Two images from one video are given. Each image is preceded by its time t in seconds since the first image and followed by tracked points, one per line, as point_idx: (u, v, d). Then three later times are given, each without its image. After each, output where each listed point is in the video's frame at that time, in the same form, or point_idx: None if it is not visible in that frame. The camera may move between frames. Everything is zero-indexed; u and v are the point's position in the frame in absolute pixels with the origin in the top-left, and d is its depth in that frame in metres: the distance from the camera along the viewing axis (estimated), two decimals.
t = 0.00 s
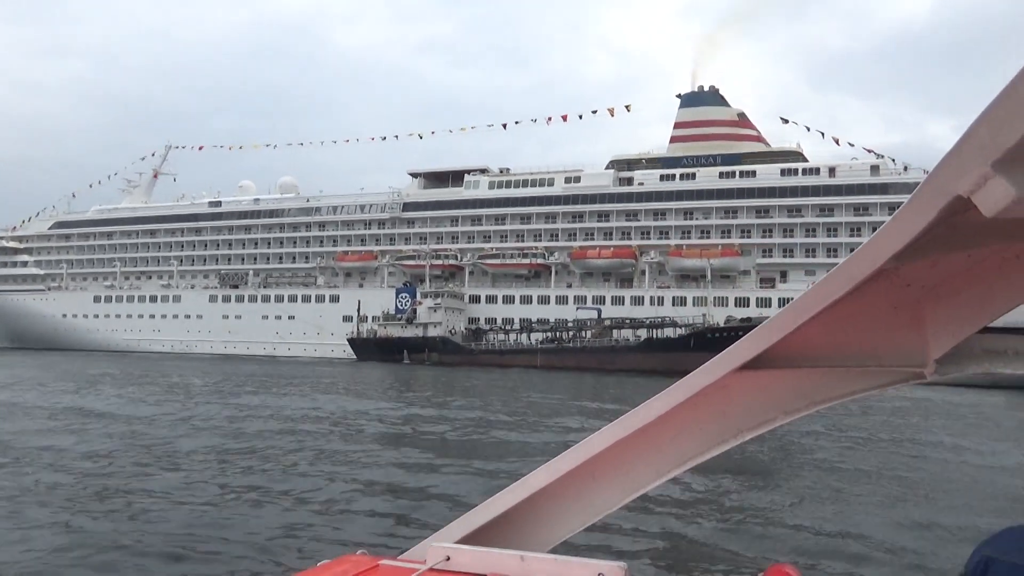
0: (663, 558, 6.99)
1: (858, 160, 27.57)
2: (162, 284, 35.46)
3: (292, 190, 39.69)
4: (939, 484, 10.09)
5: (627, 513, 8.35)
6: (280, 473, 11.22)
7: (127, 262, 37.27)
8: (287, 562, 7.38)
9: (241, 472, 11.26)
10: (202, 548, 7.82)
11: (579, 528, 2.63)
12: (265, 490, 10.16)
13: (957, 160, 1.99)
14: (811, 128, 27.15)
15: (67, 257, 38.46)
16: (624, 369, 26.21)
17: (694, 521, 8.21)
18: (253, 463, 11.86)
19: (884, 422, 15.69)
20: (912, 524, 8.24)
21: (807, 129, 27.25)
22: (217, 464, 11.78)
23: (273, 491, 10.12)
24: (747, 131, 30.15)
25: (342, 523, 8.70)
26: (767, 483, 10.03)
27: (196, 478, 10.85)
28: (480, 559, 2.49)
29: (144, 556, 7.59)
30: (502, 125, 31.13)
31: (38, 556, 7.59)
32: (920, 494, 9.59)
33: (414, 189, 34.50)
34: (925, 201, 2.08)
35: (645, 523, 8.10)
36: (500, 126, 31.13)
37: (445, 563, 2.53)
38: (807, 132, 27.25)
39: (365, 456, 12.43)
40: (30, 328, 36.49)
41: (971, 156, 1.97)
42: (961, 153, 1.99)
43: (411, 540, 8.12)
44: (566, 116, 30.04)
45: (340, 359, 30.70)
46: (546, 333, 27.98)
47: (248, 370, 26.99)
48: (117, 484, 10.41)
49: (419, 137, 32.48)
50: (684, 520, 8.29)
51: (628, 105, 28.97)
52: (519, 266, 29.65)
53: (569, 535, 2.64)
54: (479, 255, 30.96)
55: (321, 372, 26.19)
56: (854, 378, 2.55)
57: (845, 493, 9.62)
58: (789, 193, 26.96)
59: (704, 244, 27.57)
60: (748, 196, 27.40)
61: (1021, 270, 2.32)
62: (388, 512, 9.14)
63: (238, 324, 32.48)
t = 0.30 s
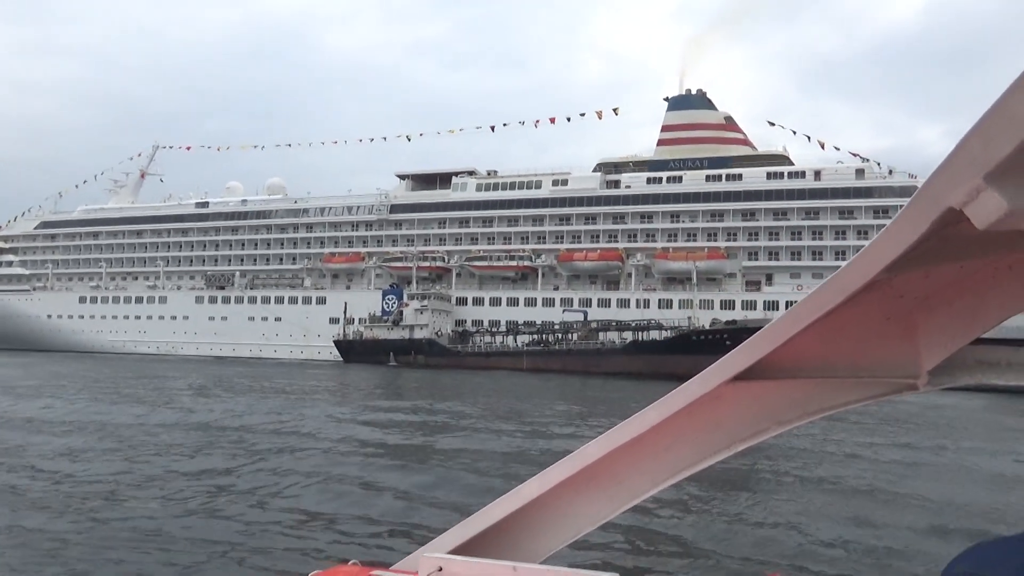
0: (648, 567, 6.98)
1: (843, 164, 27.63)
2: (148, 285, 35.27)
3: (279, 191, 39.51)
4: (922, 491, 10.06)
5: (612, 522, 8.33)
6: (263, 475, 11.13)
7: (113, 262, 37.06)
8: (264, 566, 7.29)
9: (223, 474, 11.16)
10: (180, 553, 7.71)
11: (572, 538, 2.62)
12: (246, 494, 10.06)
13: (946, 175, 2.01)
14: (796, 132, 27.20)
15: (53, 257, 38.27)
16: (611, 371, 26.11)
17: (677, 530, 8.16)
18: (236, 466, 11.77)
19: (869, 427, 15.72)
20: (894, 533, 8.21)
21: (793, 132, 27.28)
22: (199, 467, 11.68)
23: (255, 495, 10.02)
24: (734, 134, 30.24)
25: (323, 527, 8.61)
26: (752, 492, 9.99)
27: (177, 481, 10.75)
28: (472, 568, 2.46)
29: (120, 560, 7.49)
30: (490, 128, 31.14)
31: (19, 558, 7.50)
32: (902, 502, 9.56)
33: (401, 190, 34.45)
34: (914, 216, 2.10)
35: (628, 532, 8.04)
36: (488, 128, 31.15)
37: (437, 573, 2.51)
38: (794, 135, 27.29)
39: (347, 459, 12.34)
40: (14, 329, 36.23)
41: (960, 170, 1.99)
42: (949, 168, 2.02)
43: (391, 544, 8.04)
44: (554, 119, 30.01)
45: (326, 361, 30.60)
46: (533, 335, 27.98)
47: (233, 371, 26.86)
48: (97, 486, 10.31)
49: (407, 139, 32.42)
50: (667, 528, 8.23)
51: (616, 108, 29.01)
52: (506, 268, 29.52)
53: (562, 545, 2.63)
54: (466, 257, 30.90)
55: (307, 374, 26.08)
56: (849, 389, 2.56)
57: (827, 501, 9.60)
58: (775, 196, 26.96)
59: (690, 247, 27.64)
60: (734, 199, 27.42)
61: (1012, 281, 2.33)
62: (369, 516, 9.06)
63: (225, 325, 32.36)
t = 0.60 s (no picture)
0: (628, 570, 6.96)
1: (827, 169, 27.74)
2: (133, 288, 35.13)
3: (266, 195, 39.44)
4: (901, 496, 10.08)
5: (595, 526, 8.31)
6: (244, 479, 11.07)
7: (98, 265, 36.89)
8: (243, 570, 7.24)
9: (203, 477, 11.10)
10: (155, 556, 7.66)
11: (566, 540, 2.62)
12: (225, 497, 10.00)
13: (938, 181, 2.03)
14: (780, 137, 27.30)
15: (37, 259, 38.08)
16: (597, 374, 26.27)
17: (656, 533, 8.15)
18: (217, 469, 11.71)
19: (852, 431, 15.75)
20: (873, 537, 8.22)
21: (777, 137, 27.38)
22: (180, 470, 11.62)
23: (234, 498, 9.97)
24: (719, 139, 30.35)
25: (302, 530, 8.57)
26: (733, 496, 9.99)
27: (156, 484, 10.69)
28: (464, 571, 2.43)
29: (95, 563, 7.43)
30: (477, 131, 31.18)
31: None
32: (882, 506, 9.58)
33: (388, 194, 34.43)
34: (907, 220, 2.11)
35: (607, 535, 8.02)
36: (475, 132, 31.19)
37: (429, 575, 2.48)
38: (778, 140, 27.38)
39: (329, 463, 12.29)
40: None
41: (952, 176, 2.00)
42: (941, 173, 2.03)
43: (370, 548, 8.00)
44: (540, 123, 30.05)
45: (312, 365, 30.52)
46: (518, 338, 27.90)
47: (217, 374, 26.74)
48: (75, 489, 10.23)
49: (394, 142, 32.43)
50: (646, 532, 8.21)
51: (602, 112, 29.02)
52: (492, 271, 29.48)
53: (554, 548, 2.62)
54: (452, 261, 30.86)
55: (291, 378, 26.01)
56: (841, 393, 2.56)
57: (808, 504, 9.60)
58: (760, 201, 26.99)
59: (675, 251, 27.68)
60: (719, 203, 27.54)
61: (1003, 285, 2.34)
62: (349, 519, 9.02)
63: (210, 329, 32.24)
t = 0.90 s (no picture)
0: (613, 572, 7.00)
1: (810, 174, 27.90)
2: (117, 295, 34.96)
3: (252, 202, 39.34)
4: (882, 498, 10.14)
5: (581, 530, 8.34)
6: (230, 486, 11.04)
7: (82, 272, 36.68)
8: None
9: (185, 485, 11.05)
10: (136, 564, 7.62)
11: (560, 539, 2.61)
12: (208, 505, 9.95)
13: (930, 180, 2.04)
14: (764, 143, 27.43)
15: (20, 267, 37.86)
16: (583, 380, 26.32)
17: (638, 535, 8.16)
18: (199, 476, 11.66)
19: (837, 434, 15.85)
20: (857, 538, 8.29)
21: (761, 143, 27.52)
22: (163, 477, 11.57)
23: (216, 505, 9.91)
24: (704, 146, 30.52)
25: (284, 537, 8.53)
26: (716, 497, 10.02)
27: (138, 492, 10.64)
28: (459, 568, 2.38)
29: (74, 571, 7.39)
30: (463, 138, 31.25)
31: None
32: (863, 507, 9.63)
33: (374, 201, 34.40)
34: (899, 220, 2.12)
35: (589, 537, 8.02)
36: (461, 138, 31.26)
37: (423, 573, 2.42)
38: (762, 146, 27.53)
39: (313, 470, 12.25)
40: None
41: (943, 176, 2.01)
42: (934, 172, 2.04)
43: (352, 554, 7.98)
44: (525, 129, 30.14)
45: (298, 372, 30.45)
46: (504, 344, 27.83)
47: (202, 382, 26.63)
48: (55, 497, 10.16)
49: (381, 149, 32.43)
50: (628, 534, 8.22)
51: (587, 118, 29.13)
52: (479, 278, 29.64)
53: (549, 546, 2.62)
54: (438, 267, 30.83)
55: (276, 384, 25.94)
56: (834, 392, 2.57)
57: (790, 506, 9.64)
58: (744, 207, 27.08)
59: (660, 257, 27.73)
60: (703, 209, 27.67)
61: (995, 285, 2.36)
62: (331, 525, 8.99)
63: (194, 336, 32.09)
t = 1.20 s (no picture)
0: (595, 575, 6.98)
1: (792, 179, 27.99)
2: (99, 305, 34.75)
3: (235, 210, 39.16)
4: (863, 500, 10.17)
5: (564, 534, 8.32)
6: (212, 496, 10.97)
7: (63, 282, 36.44)
8: None
9: (166, 496, 10.97)
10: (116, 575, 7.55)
11: (554, 537, 2.60)
12: (187, 515, 9.88)
13: (918, 178, 2.05)
14: (746, 147, 27.53)
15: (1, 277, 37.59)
16: (567, 386, 26.14)
17: (619, 536, 8.16)
18: (180, 487, 11.58)
19: (820, 437, 15.91)
20: (838, 539, 8.31)
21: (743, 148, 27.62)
22: (143, 488, 11.48)
23: (195, 516, 9.84)
24: (687, 151, 30.64)
25: (262, 546, 8.47)
26: (698, 500, 10.03)
27: (119, 502, 10.56)
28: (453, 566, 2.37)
29: None
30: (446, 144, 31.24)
31: None
32: (843, 508, 9.67)
33: (357, 208, 34.31)
34: (888, 217, 2.13)
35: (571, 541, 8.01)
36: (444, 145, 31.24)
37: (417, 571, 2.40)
38: (743, 151, 27.62)
39: (294, 478, 12.18)
40: None
41: (933, 171, 2.02)
42: (923, 170, 2.05)
43: (330, 564, 7.90)
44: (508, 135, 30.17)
45: (281, 381, 30.31)
46: (488, 350, 27.81)
47: (184, 391, 26.45)
48: (31, 509, 10.07)
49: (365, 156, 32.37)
50: (611, 536, 8.22)
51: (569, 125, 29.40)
52: (463, 284, 29.58)
53: (542, 544, 2.61)
54: (422, 274, 30.76)
55: (259, 393, 25.81)
56: (828, 388, 2.60)
57: (770, 507, 9.66)
58: (726, 212, 27.15)
59: (644, 262, 27.79)
60: (686, 214, 27.74)
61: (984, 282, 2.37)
62: (311, 534, 8.93)
63: (177, 345, 31.92)
